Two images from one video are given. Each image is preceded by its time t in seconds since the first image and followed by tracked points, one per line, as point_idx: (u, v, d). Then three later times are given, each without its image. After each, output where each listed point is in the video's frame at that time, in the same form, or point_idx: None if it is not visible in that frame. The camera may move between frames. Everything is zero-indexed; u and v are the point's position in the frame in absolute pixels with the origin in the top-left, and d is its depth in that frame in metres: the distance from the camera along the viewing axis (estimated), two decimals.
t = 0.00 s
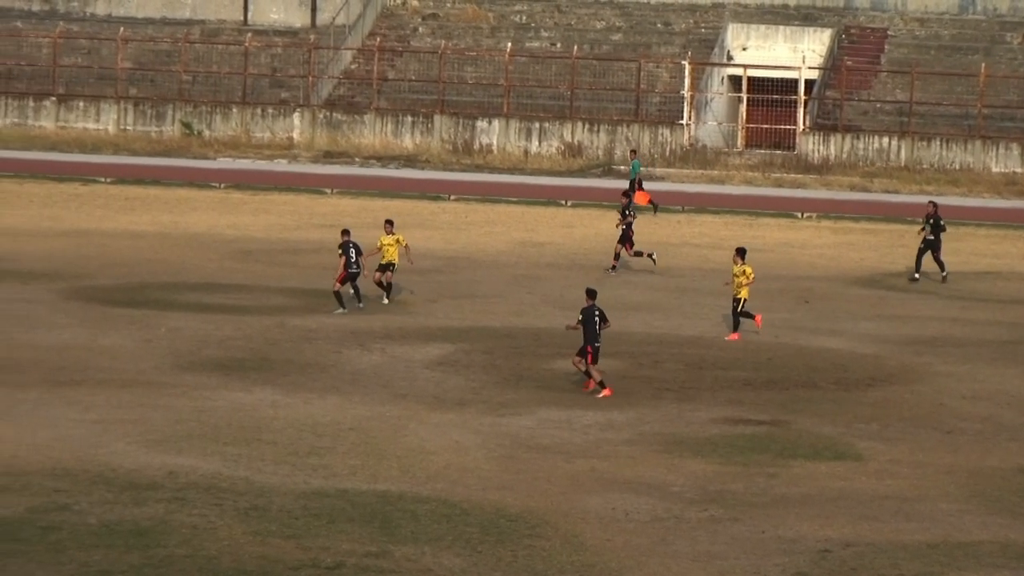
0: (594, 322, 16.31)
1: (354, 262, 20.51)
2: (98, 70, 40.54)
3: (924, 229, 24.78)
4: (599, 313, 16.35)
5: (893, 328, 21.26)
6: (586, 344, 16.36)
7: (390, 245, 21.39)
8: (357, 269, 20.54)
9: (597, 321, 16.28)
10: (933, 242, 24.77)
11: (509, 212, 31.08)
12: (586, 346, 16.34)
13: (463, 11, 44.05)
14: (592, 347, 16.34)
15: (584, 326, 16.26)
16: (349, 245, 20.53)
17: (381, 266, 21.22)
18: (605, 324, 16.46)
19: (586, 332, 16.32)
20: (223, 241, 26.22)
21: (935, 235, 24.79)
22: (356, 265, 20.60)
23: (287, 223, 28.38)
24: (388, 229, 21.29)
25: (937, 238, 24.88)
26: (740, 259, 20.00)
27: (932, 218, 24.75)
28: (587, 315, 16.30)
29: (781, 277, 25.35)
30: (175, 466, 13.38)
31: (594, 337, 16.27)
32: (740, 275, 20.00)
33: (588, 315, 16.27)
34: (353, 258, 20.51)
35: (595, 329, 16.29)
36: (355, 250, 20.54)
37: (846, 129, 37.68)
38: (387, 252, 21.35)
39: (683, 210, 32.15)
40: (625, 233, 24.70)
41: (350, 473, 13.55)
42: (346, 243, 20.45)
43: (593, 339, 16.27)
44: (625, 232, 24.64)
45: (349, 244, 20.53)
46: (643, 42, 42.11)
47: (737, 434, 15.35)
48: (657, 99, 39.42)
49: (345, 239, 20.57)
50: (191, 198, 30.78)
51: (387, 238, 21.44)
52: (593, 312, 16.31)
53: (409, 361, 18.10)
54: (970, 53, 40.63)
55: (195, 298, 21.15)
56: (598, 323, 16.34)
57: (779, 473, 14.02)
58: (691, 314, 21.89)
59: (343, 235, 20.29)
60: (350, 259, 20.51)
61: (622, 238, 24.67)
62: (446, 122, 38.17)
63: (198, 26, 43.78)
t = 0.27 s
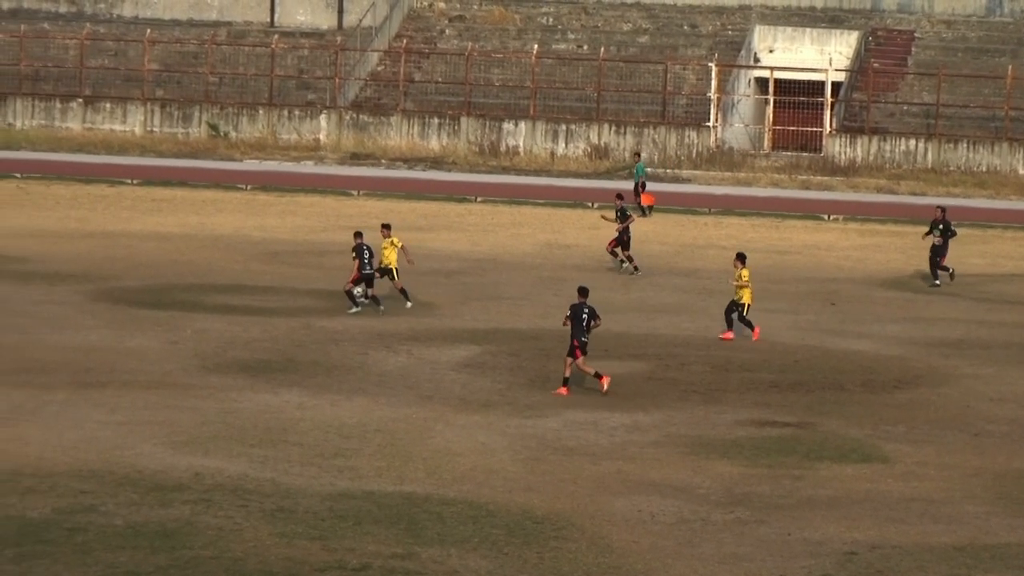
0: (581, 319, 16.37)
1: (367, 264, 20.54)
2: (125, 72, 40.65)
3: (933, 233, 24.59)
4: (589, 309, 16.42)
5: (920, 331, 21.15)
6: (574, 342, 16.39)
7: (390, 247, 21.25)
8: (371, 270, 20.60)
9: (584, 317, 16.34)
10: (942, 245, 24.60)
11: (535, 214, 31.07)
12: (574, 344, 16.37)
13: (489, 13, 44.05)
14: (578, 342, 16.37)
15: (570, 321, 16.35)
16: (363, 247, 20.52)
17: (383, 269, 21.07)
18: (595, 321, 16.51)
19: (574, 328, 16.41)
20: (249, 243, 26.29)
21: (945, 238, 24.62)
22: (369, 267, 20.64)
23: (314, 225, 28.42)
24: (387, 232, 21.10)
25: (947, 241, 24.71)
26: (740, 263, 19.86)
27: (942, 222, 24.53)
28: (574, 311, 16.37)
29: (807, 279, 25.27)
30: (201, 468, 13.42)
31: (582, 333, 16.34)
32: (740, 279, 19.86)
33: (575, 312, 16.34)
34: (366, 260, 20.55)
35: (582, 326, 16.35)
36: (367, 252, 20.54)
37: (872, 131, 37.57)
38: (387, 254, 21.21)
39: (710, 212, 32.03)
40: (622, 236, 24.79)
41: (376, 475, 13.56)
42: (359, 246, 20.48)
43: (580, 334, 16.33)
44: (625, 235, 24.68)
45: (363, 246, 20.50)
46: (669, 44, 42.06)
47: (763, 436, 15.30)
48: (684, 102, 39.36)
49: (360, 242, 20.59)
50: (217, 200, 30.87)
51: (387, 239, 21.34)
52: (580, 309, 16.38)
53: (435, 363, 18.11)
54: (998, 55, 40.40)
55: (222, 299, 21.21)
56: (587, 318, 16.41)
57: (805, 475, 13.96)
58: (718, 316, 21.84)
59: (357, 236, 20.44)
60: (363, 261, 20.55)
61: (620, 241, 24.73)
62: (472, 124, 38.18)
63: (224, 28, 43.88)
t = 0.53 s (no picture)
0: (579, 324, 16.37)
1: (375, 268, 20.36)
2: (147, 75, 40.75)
3: (943, 233, 24.39)
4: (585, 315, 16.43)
5: (942, 334, 21.06)
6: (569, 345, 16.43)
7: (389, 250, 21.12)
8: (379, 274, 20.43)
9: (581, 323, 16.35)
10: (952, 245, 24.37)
11: (557, 216, 31.06)
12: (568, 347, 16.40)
13: (511, 16, 44.06)
14: (573, 347, 16.41)
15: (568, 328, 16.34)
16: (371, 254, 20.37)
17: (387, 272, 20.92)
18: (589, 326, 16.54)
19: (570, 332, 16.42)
20: (272, 246, 26.34)
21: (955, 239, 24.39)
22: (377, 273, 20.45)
23: (336, 228, 28.45)
24: (386, 235, 21.02)
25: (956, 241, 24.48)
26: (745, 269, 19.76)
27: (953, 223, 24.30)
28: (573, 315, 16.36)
29: (830, 282, 25.19)
30: (223, 470, 13.44)
31: (577, 338, 16.38)
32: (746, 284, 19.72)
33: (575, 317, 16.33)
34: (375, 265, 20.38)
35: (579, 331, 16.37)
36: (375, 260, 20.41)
37: (894, 134, 37.45)
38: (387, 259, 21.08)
39: (732, 214, 31.92)
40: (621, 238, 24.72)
41: (399, 478, 13.56)
42: (367, 251, 20.33)
43: (576, 339, 16.36)
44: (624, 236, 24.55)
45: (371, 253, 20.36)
46: (690, 47, 42.01)
47: (785, 440, 15.25)
48: (706, 104, 39.30)
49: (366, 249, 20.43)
50: (239, 203, 30.94)
51: (382, 243, 21.37)
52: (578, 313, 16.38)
53: (457, 366, 18.11)
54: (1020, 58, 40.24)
55: (243, 302, 21.25)
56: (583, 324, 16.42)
57: (828, 479, 13.91)
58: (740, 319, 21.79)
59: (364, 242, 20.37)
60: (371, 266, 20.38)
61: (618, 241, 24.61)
62: (494, 127, 38.25)
63: (246, 30, 43.94)
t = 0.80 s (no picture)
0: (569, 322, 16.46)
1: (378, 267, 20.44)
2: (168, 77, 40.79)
3: (950, 235, 24.22)
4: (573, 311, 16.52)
5: (963, 336, 20.97)
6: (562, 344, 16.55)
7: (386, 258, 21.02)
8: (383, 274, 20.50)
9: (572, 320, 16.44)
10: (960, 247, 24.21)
11: (577, 219, 31.03)
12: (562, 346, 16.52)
13: (532, 18, 44.04)
14: (567, 344, 16.52)
15: (562, 325, 16.42)
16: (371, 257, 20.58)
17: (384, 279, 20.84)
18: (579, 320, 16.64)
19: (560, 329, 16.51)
20: (292, 247, 26.37)
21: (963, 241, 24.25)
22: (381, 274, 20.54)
23: (356, 230, 28.48)
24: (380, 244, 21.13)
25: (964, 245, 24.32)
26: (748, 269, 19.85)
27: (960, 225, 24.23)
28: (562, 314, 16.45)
29: (850, 284, 25.11)
30: (243, 472, 13.47)
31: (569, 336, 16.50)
32: (751, 284, 19.64)
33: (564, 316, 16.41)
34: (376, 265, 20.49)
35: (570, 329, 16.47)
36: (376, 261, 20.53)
37: (915, 136, 37.30)
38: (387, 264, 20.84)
39: (752, 217, 31.83)
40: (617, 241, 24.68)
41: (419, 480, 13.56)
42: (368, 253, 20.57)
43: (568, 337, 16.48)
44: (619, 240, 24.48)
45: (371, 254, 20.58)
46: (711, 49, 41.91)
47: (805, 442, 15.21)
48: (727, 107, 39.21)
49: (366, 250, 20.70)
50: (260, 205, 30.99)
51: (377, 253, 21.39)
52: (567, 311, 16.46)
53: (477, 367, 18.11)
54: None
55: (263, 304, 21.29)
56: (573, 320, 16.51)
57: (848, 481, 13.86)
58: (760, 321, 21.74)
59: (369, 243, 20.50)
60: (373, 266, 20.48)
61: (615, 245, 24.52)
62: (515, 129, 38.26)
63: (267, 32, 43.98)
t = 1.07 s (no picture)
0: (564, 325, 16.35)
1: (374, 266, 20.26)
2: (186, 78, 40.79)
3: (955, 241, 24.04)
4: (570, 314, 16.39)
5: (982, 337, 20.90)
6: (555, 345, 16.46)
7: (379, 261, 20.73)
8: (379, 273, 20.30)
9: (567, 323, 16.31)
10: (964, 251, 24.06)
11: (597, 219, 31.02)
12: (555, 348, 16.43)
13: (551, 19, 44.03)
14: (561, 347, 16.44)
15: (555, 329, 16.31)
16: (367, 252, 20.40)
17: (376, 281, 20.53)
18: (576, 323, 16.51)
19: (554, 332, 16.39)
20: (311, 248, 26.41)
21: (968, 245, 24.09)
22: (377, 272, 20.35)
23: (375, 231, 28.51)
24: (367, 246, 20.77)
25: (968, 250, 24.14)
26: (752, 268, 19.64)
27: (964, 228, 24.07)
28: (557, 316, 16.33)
29: (869, 285, 25.05)
30: (262, 473, 13.49)
31: (563, 338, 16.39)
32: (756, 281, 19.57)
33: (559, 318, 16.30)
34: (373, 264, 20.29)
35: (564, 332, 16.35)
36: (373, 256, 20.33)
37: (934, 137, 37.19)
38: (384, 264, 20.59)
39: (772, 217, 31.78)
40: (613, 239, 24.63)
41: (438, 481, 13.57)
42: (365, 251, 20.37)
43: (561, 340, 16.38)
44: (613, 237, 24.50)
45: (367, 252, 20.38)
46: (731, 50, 41.84)
47: (824, 443, 15.17)
48: (746, 108, 39.11)
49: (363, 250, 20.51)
50: (279, 206, 31.03)
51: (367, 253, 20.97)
52: (563, 314, 16.34)
53: (497, 368, 18.11)
54: None
55: (282, 305, 21.32)
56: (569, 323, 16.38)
57: (867, 482, 13.83)
58: (779, 322, 21.69)
59: (372, 240, 20.24)
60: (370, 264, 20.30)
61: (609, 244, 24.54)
62: (534, 130, 38.23)
63: (286, 33, 44.04)
